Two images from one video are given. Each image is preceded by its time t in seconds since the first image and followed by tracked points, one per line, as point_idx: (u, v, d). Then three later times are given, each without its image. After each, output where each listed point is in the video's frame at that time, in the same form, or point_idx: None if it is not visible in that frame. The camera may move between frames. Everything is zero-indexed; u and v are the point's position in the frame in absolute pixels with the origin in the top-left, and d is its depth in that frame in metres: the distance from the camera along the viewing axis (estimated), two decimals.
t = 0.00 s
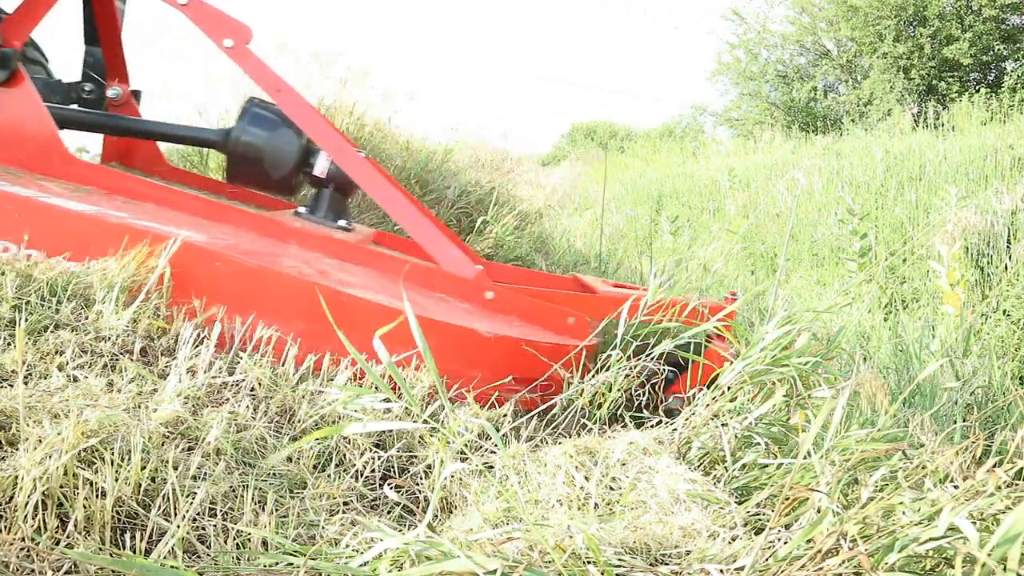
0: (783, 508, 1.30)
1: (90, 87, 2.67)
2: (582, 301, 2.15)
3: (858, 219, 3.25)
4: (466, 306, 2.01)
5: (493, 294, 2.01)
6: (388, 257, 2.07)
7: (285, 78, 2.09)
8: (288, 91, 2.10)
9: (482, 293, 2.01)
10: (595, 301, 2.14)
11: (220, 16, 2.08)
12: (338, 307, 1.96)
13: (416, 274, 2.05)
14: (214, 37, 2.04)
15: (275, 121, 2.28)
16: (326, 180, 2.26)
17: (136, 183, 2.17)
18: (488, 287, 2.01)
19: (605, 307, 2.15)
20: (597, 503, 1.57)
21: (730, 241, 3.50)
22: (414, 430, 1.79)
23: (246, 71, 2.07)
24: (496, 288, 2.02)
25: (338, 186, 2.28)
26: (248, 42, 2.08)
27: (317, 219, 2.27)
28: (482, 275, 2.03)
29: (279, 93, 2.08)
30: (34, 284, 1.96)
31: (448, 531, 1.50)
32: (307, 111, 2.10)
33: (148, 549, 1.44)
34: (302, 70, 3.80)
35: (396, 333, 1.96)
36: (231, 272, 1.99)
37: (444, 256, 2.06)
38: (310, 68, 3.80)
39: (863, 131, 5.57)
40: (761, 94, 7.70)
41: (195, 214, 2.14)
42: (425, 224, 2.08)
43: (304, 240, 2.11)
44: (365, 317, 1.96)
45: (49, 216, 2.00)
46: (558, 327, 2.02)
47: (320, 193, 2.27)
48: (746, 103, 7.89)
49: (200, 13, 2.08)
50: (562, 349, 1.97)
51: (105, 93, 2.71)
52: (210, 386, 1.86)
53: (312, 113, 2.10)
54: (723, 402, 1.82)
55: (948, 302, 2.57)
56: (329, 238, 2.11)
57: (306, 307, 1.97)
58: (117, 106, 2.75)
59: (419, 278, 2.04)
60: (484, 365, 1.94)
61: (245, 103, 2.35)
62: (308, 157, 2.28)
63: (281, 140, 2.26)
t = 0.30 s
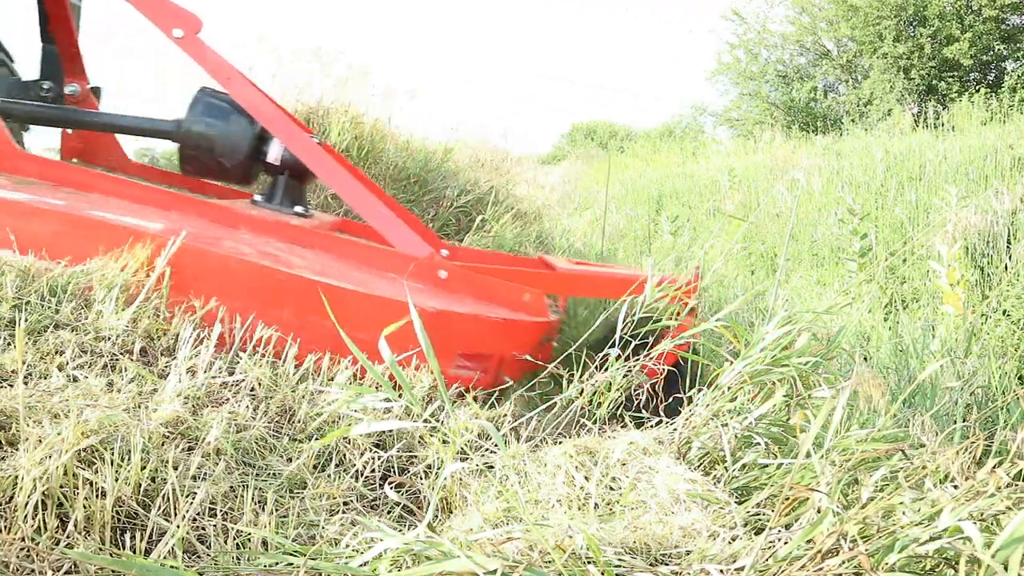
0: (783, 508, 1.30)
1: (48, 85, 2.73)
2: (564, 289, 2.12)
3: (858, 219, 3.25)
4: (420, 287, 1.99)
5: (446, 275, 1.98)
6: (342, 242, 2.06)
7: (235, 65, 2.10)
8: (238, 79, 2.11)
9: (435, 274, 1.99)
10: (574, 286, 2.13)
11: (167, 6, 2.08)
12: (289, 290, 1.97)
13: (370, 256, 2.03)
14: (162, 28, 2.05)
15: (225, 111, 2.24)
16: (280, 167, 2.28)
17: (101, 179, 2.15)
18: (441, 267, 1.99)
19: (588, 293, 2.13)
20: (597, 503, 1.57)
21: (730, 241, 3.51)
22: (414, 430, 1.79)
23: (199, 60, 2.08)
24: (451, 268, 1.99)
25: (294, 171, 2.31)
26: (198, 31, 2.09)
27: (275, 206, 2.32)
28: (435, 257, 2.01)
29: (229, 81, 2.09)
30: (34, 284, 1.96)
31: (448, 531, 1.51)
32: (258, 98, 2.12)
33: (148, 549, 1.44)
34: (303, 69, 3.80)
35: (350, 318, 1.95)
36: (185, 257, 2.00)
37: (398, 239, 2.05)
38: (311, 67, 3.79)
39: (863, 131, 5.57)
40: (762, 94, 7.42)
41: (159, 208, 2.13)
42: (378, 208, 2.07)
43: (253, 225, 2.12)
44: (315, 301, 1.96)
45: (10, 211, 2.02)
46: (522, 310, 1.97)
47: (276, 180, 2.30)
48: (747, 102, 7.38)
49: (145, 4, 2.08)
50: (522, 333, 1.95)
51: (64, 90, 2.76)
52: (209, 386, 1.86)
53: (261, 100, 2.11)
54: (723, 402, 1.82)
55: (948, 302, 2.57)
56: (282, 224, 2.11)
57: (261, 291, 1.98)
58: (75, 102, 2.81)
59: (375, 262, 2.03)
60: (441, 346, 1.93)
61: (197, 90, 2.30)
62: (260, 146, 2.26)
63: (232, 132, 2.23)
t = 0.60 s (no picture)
0: (784, 509, 1.30)
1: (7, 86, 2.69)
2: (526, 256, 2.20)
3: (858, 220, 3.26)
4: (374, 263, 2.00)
5: (399, 250, 1.99)
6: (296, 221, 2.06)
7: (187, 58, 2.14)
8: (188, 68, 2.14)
9: (388, 250, 2.00)
10: (534, 254, 2.19)
11: None
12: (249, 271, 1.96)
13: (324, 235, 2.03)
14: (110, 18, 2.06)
15: (173, 99, 2.31)
16: (234, 152, 2.36)
17: (60, 173, 2.11)
18: (393, 242, 2.00)
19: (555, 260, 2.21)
20: (597, 503, 1.57)
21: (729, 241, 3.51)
22: (414, 430, 1.80)
23: (153, 52, 2.11)
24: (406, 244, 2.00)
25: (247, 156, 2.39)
26: (147, 21, 2.12)
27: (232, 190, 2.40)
28: (387, 233, 2.03)
29: (180, 70, 2.14)
30: (34, 284, 1.97)
31: (447, 531, 1.51)
32: (213, 86, 2.14)
33: (148, 549, 1.44)
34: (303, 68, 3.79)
35: (310, 297, 1.95)
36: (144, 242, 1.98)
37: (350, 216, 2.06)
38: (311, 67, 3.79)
39: (863, 131, 5.57)
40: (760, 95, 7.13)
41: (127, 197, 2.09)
42: (332, 188, 2.09)
43: (204, 209, 2.09)
44: (284, 285, 1.95)
45: None
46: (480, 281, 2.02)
47: (231, 166, 2.38)
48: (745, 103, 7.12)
49: None
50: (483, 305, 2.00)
51: (21, 89, 2.74)
52: (209, 386, 1.86)
53: (213, 85, 2.14)
54: (723, 402, 1.82)
55: (948, 302, 2.57)
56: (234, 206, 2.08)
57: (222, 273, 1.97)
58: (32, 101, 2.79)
59: (327, 239, 2.03)
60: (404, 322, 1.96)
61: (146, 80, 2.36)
62: (212, 131, 2.33)
63: (183, 119, 2.30)
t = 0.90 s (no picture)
0: (784, 509, 1.29)
1: None
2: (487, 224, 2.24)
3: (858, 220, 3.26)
4: (323, 232, 2.02)
5: (347, 217, 2.02)
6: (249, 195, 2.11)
7: (135, 48, 2.27)
8: (136, 57, 2.27)
9: (336, 217, 2.03)
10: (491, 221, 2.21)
11: None
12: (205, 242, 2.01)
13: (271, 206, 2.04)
14: (56, 9, 2.24)
15: (121, 85, 2.38)
16: (182, 135, 2.46)
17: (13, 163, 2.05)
18: (341, 210, 2.03)
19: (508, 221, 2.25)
20: (597, 503, 1.57)
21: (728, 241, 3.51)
22: (414, 430, 1.80)
23: (98, 41, 2.27)
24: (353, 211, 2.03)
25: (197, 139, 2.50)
26: (90, 12, 2.28)
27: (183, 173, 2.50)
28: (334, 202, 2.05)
29: (128, 59, 2.27)
30: (35, 284, 1.99)
31: (447, 531, 1.51)
32: (158, 71, 2.25)
33: (148, 549, 1.44)
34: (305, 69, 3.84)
35: (270, 266, 2.01)
36: (100, 219, 2.02)
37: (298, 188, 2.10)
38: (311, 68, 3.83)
39: (863, 131, 5.58)
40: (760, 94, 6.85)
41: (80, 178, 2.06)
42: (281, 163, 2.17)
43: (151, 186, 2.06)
44: (246, 256, 2.01)
45: None
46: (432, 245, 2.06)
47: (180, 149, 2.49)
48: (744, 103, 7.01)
49: None
50: (436, 267, 2.04)
51: None
52: (210, 386, 1.86)
53: (161, 71, 2.25)
54: (724, 402, 1.82)
55: (948, 301, 2.59)
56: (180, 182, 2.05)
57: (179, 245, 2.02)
58: None
59: (277, 210, 2.03)
60: (355, 286, 2.01)
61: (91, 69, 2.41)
62: (160, 116, 2.41)
63: (131, 103, 2.37)
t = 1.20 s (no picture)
0: (783, 509, 1.29)
1: None
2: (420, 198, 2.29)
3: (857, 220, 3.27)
4: (262, 204, 2.05)
5: (288, 188, 2.06)
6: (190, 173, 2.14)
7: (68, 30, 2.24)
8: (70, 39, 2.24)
9: (277, 189, 2.06)
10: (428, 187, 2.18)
11: None
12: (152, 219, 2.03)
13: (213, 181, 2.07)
14: None
15: (65, 74, 2.37)
16: (128, 120, 2.50)
17: None
18: (281, 182, 2.07)
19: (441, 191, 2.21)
20: (597, 503, 1.57)
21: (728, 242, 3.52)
22: (414, 430, 1.80)
23: (35, 29, 2.25)
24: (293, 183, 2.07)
25: (142, 123, 2.54)
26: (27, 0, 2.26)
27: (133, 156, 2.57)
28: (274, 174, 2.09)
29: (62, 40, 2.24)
30: (35, 284, 2.02)
31: (447, 531, 1.51)
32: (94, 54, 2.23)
33: (148, 549, 1.44)
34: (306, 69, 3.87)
35: (212, 239, 2.03)
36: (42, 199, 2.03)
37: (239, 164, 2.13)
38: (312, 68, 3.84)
39: (863, 132, 5.59)
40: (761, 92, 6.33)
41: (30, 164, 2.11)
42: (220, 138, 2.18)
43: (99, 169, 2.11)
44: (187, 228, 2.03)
45: None
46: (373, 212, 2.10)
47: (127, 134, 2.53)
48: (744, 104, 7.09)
49: None
50: (377, 233, 2.09)
51: None
52: (210, 385, 1.85)
53: (94, 54, 2.23)
54: (723, 402, 1.82)
55: (948, 302, 2.61)
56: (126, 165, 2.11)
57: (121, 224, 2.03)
58: None
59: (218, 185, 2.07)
60: (294, 255, 2.04)
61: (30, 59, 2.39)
62: (105, 103, 2.42)
63: (74, 92, 2.36)
